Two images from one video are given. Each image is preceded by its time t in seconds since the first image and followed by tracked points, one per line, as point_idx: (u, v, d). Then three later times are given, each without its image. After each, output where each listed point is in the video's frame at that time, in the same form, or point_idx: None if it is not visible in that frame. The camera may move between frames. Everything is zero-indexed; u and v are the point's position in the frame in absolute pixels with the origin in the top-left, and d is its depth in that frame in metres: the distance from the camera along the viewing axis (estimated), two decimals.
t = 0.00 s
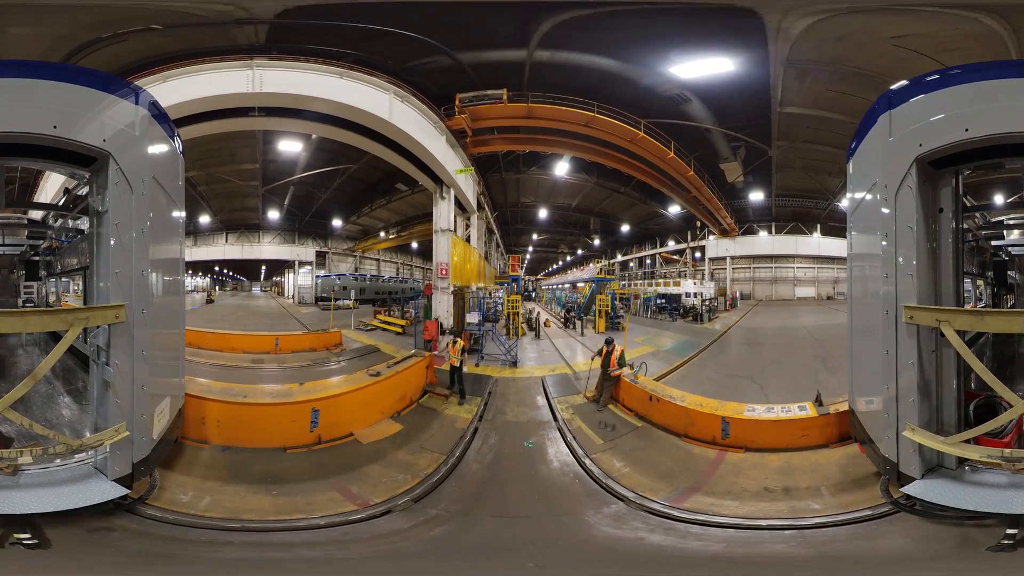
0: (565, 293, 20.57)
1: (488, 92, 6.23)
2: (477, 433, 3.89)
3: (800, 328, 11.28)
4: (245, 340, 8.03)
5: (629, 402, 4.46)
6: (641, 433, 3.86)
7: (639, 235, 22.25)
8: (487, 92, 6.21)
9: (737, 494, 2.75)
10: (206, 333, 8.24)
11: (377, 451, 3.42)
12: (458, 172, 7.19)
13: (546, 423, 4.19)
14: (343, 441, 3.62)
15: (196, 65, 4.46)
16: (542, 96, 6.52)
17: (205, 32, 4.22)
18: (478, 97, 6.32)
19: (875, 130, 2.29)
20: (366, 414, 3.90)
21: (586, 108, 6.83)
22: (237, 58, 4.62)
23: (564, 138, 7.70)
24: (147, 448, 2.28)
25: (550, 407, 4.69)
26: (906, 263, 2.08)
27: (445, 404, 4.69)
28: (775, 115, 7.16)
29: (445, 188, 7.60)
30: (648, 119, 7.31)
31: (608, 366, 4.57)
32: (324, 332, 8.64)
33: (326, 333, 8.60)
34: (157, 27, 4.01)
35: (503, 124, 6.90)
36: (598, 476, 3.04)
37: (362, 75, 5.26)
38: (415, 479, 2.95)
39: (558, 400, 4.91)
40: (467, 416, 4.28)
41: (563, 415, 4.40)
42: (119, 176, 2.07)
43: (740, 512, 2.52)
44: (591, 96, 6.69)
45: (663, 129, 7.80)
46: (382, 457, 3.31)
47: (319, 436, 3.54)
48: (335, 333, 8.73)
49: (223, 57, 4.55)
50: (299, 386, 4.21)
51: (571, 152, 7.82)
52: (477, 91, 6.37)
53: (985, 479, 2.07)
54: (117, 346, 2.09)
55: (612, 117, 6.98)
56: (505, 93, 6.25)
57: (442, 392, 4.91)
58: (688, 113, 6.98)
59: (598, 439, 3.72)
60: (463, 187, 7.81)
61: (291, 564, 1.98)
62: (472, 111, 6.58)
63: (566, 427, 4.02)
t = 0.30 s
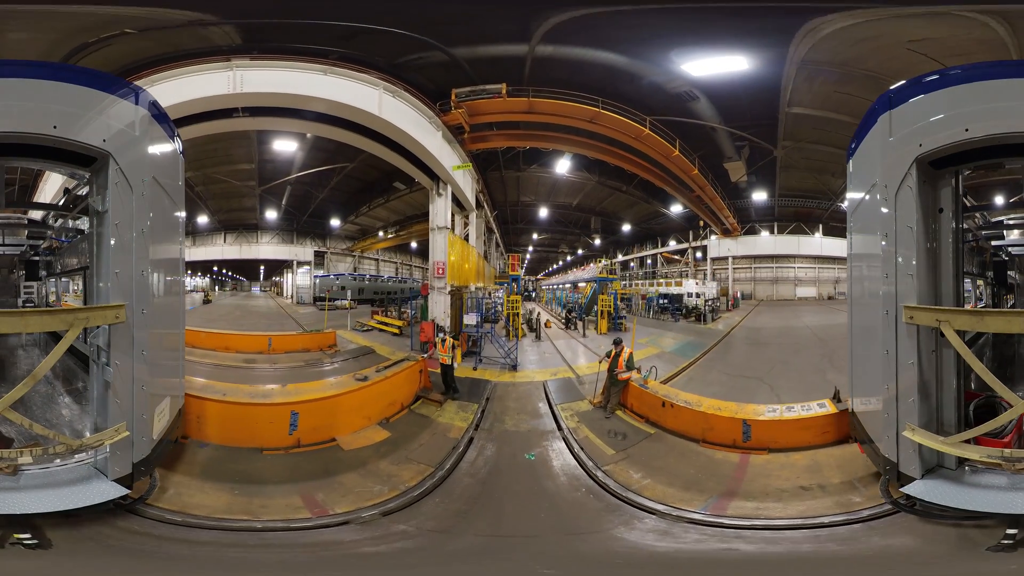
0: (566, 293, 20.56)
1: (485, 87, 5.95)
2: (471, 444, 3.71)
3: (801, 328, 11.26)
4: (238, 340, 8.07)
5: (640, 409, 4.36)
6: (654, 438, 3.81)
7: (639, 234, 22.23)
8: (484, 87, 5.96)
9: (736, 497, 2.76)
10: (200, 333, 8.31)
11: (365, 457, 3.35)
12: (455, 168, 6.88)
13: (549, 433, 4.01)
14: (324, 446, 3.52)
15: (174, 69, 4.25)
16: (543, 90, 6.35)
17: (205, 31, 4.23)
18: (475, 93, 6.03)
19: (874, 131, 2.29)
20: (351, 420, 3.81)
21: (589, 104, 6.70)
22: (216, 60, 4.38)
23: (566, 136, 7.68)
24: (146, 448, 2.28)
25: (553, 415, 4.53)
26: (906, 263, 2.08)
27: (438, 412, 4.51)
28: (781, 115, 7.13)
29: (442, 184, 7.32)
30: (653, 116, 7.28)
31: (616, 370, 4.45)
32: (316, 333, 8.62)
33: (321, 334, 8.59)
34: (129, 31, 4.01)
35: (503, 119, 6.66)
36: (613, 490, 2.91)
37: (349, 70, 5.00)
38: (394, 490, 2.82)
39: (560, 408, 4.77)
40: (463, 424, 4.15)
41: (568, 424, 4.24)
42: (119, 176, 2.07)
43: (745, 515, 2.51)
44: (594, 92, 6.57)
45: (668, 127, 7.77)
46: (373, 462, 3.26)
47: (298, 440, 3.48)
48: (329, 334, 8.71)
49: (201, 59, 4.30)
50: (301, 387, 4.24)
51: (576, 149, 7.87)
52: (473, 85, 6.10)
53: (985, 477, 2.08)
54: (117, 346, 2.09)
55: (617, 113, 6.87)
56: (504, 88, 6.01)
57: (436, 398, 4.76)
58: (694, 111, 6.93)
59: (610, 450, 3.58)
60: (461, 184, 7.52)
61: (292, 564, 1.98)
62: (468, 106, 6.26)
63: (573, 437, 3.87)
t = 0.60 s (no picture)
0: (566, 293, 20.56)
1: (483, 82, 5.82)
2: (466, 455, 3.60)
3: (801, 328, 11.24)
4: (229, 339, 8.12)
5: (650, 414, 4.27)
6: (670, 444, 3.75)
7: (640, 234, 22.19)
8: (484, 83, 5.80)
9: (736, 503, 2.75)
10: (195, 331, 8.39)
11: (343, 465, 3.28)
12: (453, 164, 6.99)
13: (553, 444, 3.85)
14: (304, 449, 3.53)
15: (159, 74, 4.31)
16: (544, 86, 6.16)
17: (207, 32, 4.23)
18: (472, 88, 5.89)
19: (874, 131, 2.28)
20: (335, 425, 3.78)
21: (594, 98, 6.53)
22: (197, 62, 4.42)
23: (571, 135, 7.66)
24: (147, 448, 2.28)
25: (558, 423, 4.37)
26: (906, 264, 2.08)
27: (432, 418, 4.38)
28: (788, 116, 7.11)
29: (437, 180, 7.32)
30: (659, 115, 7.14)
31: (624, 372, 4.33)
32: (309, 333, 8.60)
33: (315, 334, 8.58)
34: (112, 36, 3.98)
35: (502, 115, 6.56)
36: (632, 503, 2.81)
37: (331, 68, 5.03)
38: (368, 500, 2.77)
39: (564, 415, 4.61)
40: (457, 433, 4.01)
41: (574, 433, 4.08)
42: (119, 176, 2.07)
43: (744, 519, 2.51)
44: (600, 88, 6.39)
45: (672, 125, 7.64)
46: (352, 471, 3.19)
47: (278, 440, 3.52)
48: (323, 334, 8.68)
49: (182, 62, 4.35)
50: (295, 387, 4.32)
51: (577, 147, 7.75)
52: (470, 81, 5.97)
53: (985, 478, 2.08)
54: (118, 346, 2.10)
55: (622, 110, 6.68)
56: (503, 83, 5.86)
57: (429, 404, 4.64)
58: (701, 110, 6.88)
59: (622, 460, 3.45)
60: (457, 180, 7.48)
61: (295, 566, 1.99)
62: (466, 101, 6.15)
63: (580, 446, 3.73)
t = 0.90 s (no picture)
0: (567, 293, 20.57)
1: (480, 77, 5.64)
2: (459, 464, 3.38)
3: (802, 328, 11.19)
4: (224, 339, 8.12)
5: (661, 420, 4.13)
6: (689, 449, 3.67)
7: (640, 234, 22.12)
8: (482, 78, 5.62)
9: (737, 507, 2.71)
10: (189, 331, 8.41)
11: (321, 470, 3.19)
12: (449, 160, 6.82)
13: (559, 455, 3.61)
14: (282, 452, 3.48)
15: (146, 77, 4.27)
16: (545, 80, 5.94)
17: (207, 31, 4.22)
18: (469, 83, 5.70)
19: (874, 131, 2.28)
20: (318, 429, 3.70)
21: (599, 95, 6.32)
22: (180, 64, 4.36)
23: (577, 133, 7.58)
24: (147, 448, 2.28)
25: (562, 431, 4.12)
26: (906, 263, 2.08)
27: (424, 426, 4.17)
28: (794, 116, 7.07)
29: (434, 176, 7.11)
30: (664, 111, 6.95)
31: (634, 376, 4.18)
32: (302, 334, 8.59)
33: (309, 335, 8.58)
34: (101, 40, 4.09)
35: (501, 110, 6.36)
36: (667, 514, 2.65)
37: (315, 64, 4.85)
38: (366, 500, 2.76)
39: (568, 422, 4.36)
40: (450, 443, 3.77)
41: (581, 442, 3.84)
42: (119, 176, 2.07)
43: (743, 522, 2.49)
44: (605, 83, 6.19)
45: (678, 122, 7.46)
46: (329, 477, 3.08)
47: (257, 440, 3.49)
48: (317, 334, 8.66)
49: (166, 65, 4.29)
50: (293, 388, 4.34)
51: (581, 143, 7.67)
52: (467, 75, 5.76)
53: (985, 479, 2.08)
54: (118, 346, 2.10)
55: (626, 104, 6.46)
56: (503, 78, 5.63)
57: (422, 410, 4.45)
58: (708, 108, 6.82)
59: (640, 471, 3.27)
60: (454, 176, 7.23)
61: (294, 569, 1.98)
62: (463, 96, 5.94)
63: (589, 457, 3.51)
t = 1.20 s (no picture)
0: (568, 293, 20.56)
1: (478, 72, 5.47)
2: (450, 476, 3.24)
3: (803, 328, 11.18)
4: (222, 339, 8.17)
5: (674, 426, 4.03)
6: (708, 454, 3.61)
7: (641, 234, 22.11)
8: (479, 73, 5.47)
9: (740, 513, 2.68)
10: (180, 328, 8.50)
11: (297, 475, 3.14)
12: (447, 156, 6.59)
13: (564, 464, 3.47)
14: (261, 453, 3.46)
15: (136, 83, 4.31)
16: (546, 75, 5.86)
17: (207, 32, 4.22)
18: (465, 78, 5.54)
19: (874, 130, 2.28)
20: (300, 432, 3.67)
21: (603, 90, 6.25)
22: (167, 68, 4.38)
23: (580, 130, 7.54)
24: (147, 448, 2.29)
25: (568, 440, 3.95)
26: (906, 263, 2.08)
27: (414, 433, 4.04)
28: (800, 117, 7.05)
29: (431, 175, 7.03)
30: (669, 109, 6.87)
31: (644, 378, 4.01)
32: (297, 334, 8.56)
33: (303, 336, 8.56)
34: (90, 44, 4.13)
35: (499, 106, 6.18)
36: (709, 524, 2.55)
37: (300, 62, 4.85)
38: (365, 503, 2.78)
39: (572, 430, 4.19)
40: (445, 452, 3.63)
41: (588, 451, 3.69)
42: (119, 176, 2.07)
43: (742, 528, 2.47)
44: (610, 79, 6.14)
45: (680, 119, 7.42)
46: (317, 480, 3.10)
47: (237, 439, 3.51)
48: (311, 334, 8.66)
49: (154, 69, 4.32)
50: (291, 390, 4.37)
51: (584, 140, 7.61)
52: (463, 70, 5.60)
53: (985, 479, 2.08)
54: (118, 345, 2.09)
55: (631, 101, 6.41)
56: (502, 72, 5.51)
57: (414, 416, 4.32)
58: (714, 106, 6.79)
59: (659, 480, 3.18)
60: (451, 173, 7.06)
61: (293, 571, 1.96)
62: (459, 92, 5.77)
63: (599, 468, 3.37)
